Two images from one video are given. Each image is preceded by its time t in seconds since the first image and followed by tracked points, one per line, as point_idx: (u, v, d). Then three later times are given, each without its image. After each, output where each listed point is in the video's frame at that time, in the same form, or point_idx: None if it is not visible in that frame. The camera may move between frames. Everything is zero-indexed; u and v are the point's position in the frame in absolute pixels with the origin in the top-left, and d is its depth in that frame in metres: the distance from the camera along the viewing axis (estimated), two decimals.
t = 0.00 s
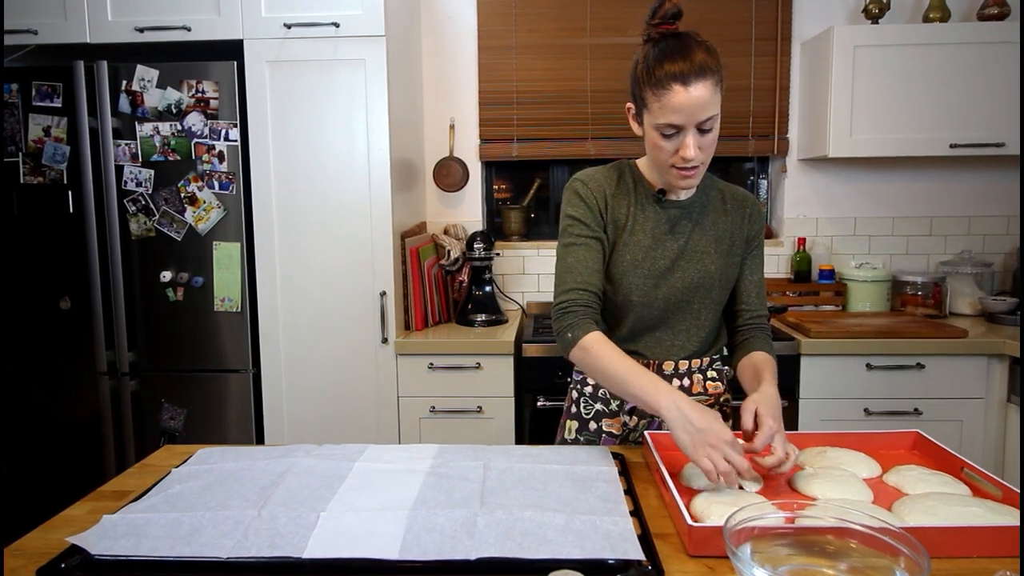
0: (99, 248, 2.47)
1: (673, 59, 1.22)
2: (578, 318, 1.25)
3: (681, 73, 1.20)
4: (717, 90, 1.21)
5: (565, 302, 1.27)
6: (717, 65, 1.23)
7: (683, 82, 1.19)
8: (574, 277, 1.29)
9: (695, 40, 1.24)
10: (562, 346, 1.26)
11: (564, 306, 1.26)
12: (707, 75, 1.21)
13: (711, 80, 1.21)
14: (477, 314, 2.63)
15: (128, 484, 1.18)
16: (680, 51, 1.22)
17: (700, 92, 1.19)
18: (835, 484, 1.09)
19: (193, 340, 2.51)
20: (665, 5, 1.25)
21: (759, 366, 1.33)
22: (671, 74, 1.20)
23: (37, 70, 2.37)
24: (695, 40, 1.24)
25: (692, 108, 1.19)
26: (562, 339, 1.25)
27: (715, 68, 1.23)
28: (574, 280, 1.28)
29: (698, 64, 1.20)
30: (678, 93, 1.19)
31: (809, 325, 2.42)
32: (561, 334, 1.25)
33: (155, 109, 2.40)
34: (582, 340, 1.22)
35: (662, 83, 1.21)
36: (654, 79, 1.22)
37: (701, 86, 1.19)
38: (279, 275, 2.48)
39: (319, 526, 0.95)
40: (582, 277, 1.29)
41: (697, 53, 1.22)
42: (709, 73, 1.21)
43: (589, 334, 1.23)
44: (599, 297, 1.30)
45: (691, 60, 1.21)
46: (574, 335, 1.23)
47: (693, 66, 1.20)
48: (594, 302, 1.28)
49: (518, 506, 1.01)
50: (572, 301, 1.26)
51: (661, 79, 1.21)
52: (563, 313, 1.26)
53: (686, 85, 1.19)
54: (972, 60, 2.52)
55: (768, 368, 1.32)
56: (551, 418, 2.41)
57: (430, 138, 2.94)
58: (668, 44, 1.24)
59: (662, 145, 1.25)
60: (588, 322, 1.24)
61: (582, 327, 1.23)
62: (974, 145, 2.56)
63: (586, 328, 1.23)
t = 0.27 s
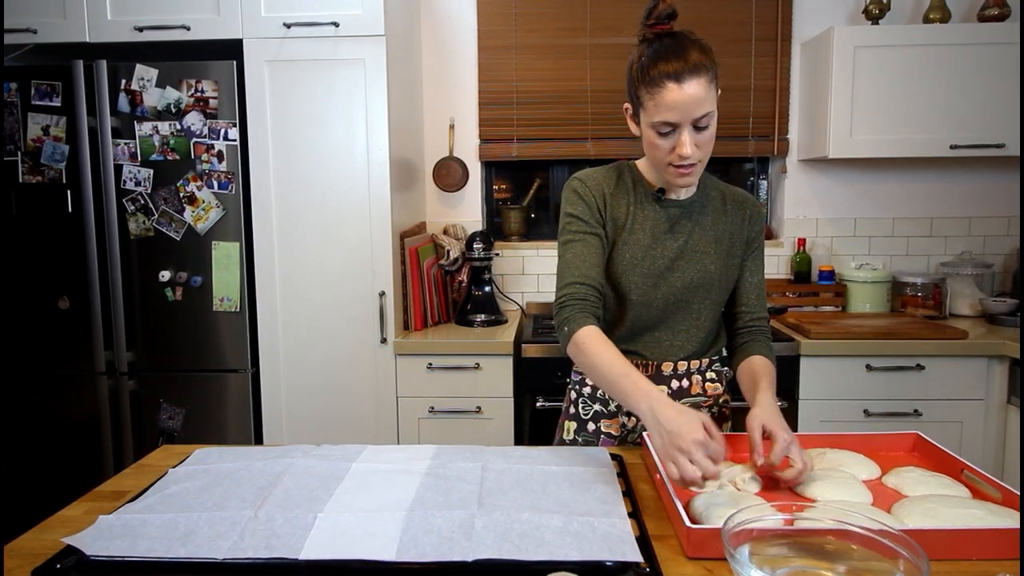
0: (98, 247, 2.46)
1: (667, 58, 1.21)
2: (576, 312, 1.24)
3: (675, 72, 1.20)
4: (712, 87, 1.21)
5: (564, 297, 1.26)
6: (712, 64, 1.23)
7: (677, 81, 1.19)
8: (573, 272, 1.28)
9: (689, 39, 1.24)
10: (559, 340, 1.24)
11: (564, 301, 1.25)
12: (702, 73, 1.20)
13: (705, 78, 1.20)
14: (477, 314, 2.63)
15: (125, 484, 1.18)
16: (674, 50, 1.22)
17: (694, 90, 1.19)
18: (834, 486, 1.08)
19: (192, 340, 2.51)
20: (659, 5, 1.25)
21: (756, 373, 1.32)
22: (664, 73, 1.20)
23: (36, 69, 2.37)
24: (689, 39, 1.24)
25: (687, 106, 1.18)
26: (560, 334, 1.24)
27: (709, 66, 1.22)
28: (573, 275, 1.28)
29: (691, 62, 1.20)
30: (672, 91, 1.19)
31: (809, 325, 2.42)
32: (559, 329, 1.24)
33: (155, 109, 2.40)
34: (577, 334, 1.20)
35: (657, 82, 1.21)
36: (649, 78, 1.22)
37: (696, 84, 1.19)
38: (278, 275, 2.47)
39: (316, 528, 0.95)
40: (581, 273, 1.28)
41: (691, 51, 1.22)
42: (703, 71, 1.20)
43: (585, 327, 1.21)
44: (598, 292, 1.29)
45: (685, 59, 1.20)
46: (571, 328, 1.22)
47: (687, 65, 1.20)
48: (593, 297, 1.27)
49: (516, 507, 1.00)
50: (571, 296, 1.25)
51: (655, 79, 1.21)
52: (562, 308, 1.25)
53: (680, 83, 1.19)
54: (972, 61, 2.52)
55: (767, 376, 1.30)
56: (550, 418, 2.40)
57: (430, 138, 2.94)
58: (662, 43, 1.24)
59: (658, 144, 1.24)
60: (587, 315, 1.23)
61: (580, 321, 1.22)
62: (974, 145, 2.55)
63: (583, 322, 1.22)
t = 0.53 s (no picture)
0: (98, 247, 2.46)
1: (667, 58, 1.20)
2: (567, 314, 1.28)
3: (675, 72, 1.19)
4: (713, 87, 1.20)
5: (557, 301, 1.29)
6: (713, 63, 1.22)
7: (677, 81, 1.18)
8: (569, 276, 1.31)
9: (689, 38, 1.23)
10: (550, 341, 1.30)
11: (556, 305, 1.29)
12: (702, 72, 1.19)
13: (706, 78, 1.19)
14: (478, 314, 2.62)
15: (124, 486, 1.17)
16: (674, 50, 1.21)
17: (695, 90, 1.18)
18: (837, 486, 1.08)
19: (193, 340, 2.50)
20: (660, 4, 1.24)
21: (750, 370, 1.31)
22: (664, 73, 1.19)
23: (36, 69, 2.36)
24: (689, 39, 1.23)
25: (687, 106, 1.18)
26: (552, 335, 1.29)
27: (710, 65, 1.21)
28: (568, 278, 1.31)
29: (692, 62, 1.19)
30: (672, 92, 1.18)
31: (810, 325, 2.41)
32: (551, 331, 1.29)
33: (155, 109, 2.39)
34: (568, 332, 1.25)
35: (657, 82, 1.20)
36: (649, 79, 1.21)
37: (696, 84, 1.18)
38: (278, 276, 2.47)
39: (317, 530, 0.94)
40: (575, 277, 1.31)
41: (691, 51, 1.21)
42: (704, 71, 1.19)
43: (577, 324, 1.26)
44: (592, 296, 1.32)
45: (684, 59, 1.20)
46: (562, 330, 1.27)
47: (687, 64, 1.19)
48: (585, 301, 1.30)
49: (517, 509, 0.99)
50: (563, 301, 1.29)
51: (654, 79, 1.20)
52: (555, 311, 1.29)
53: (680, 83, 1.18)
54: (974, 59, 2.51)
55: (761, 373, 1.30)
56: (551, 419, 2.40)
57: (430, 139, 2.93)
58: (663, 43, 1.23)
59: (659, 144, 1.24)
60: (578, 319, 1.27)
61: (570, 321, 1.26)
62: (976, 144, 2.55)
63: (574, 321, 1.26)
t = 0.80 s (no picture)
0: (98, 249, 2.45)
1: (661, 61, 1.19)
2: (575, 319, 1.30)
3: (669, 75, 1.18)
4: (709, 88, 1.19)
5: (560, 304, 1.31)
6: (708, 63, 1.20)
7: (672, 84, 1.17)
8: (570, 278, 1.32)
9: (684, 39, 1.22)
10: (560, 344, 1.31)
11: (560, 309, 1.31)
12: (698, 74, 1.18)
13: (701, 80, 1.18)
14: (479, 315, 2.61)
15: (124, 489, 1.16)
16: (668, 52, 1.20)
17: (690, 93, 1.16)
18: (842, 488, 1.07)
19: (193, 342, 2.50)
20: (654, 5, 1.22)
21: (755, 371, 1.30)
22: (659, 76, 1.18)
23: (35, 71, 2.35)
24: (683, 40, 1.21)
25: (682, 109, 1.17)
26: (561, 339, 1.31)
27: (705, 66, 1.20)
28: (571, 281, 1.32)
29: (686, 64, 1.18)
30: (667, 95, 1.17)
31: (813, 324, 2.40)
32: (559, 334, 1.31)
33: (154, 110, 2.39)
34: (579, 339, 1.28)
35: (651, 85, 1.19)
36: (643, 82, 1.20)
37: (692, 86, 1.17)
38: (279, 277, 2.46)
39: (317, 533, 0.94)
40: (575, 278, 1.32)
41: (686, 53, 1.19)
42: (698, 73, 1.18)
43: (588, 330, 1.28)
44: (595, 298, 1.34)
45: (679, 61, 1.18)
46: (572, 334, 1.29)
47: (681, 66, 1.18)
48: (587, 304, 1.32)
49: (519, 512, 0.99)
50: (565, 303, 1.31)
51: (649, 82, 1.19)
52: (560, 314, 1.31)
53: (675, 86, 1.17)
54: (977, 56, 2.50)
55: (767, 373, 1.29)
56: (553, 419, 2.39)
57: (431, 139, 2.93)
58: (658, 44, 1.22)
59: (656, 147, 1.23)
60: (584, 322, 1.29)
61: (580, 327, 1.28)
62: (979, 142, 2.54)
63: (584, 327, 1.28)
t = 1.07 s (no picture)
0: (96, 249, 2.45)
1: (660, 61, 1.19)
2: (579, 319, 1.29)
3: (668, 75, 1.17)
4: (707, 87, 1.18)
5: (564, 304, 1.30)
6: (707, 62, 1.20)
7: (671, 84, 1.17)
8: (575, 279, 1.32)
9: (683, 38, 1.21)
10: (564, 346, 1.30)
11: (564, 309, 1.30)
12: (696, 73, 1.18)
13: (700, 79, 1.18)
14: (479, 314, 2.61)
15: (122, 490, 1.16)
16: (667, 51, 1.19)
17: (689, 92, 1.16)
18: (842, 489, 1.07)
19: (192, 342, 2.49)
20: (652, 5, 1.22)
21: (758, 372, 1.30)
22: (658, 76, 1.18)
23: (33, 69, 2.35)
24: (682, 39, 1.21)
25: (682, 109, 1.16)
26: (565, 340, 1.30)
27: (704, 65, 1.19)
28: (574, 281, 1.31)
29: (685, 64, 1.18)
30: (666, 95, 1.17)
31: (812, 324, 2.40)
32: (564, 335, 1.30)
33: (153, 108, 2.38)
34: (584, 341, 1.26)
35: (650, 86, 1.19)
36: (642, 82, 1.20)
37: (691, 85, 1.17)
38: (278, 276, 2.45)
39: (317, 535, 0.93)
40: (579, 278, 1.31)
41: (684, 52, 1.19)
42: (697, 72, 1.18)
43: (591, 331, 1.27)
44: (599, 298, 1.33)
45: (678, 61, 1.18)
46: (576, 335, 1.28)
47: (680, 66, 1.17)
48: (592, 304, 1.31)
49: (519, 513, 0.98)
50: (569, 304, 1.30)
51: (648, 82, 1.19)
52: (564, 315, 1.30)
53: (674, 86, 1.17)
54: (978, 56, 2.50)
55: (770, 373, 1.28)
56: (552, 419, 2.39)
57: (430, 138, 2.92)
58: (656, 44, 1.21)
59: (656, 147, 1.23)
60: (588, 323, 1.28)
61: (585, 327, 1.27)
62: (979, 142, 2.53)
63: (588, 328, 1.27)
